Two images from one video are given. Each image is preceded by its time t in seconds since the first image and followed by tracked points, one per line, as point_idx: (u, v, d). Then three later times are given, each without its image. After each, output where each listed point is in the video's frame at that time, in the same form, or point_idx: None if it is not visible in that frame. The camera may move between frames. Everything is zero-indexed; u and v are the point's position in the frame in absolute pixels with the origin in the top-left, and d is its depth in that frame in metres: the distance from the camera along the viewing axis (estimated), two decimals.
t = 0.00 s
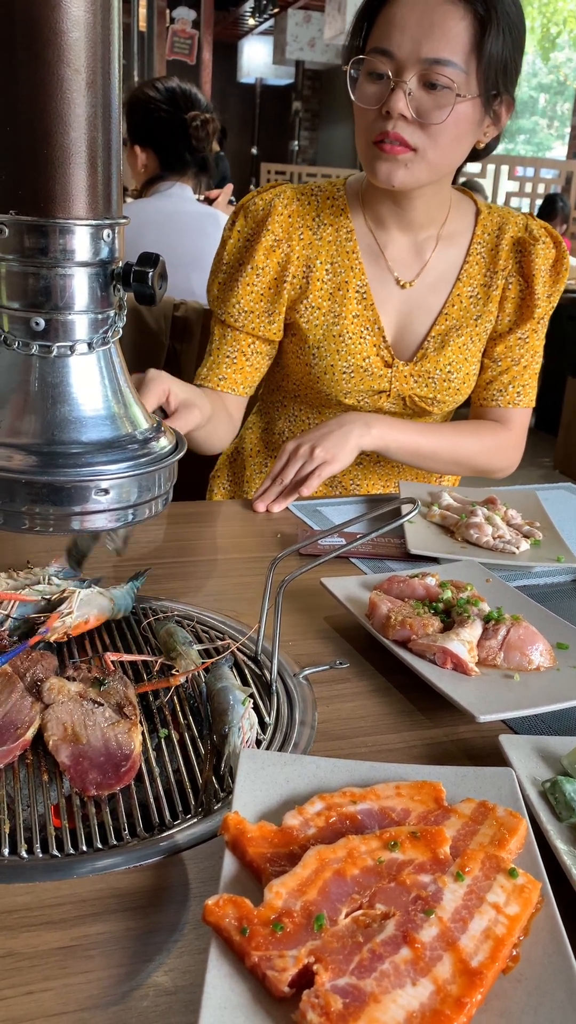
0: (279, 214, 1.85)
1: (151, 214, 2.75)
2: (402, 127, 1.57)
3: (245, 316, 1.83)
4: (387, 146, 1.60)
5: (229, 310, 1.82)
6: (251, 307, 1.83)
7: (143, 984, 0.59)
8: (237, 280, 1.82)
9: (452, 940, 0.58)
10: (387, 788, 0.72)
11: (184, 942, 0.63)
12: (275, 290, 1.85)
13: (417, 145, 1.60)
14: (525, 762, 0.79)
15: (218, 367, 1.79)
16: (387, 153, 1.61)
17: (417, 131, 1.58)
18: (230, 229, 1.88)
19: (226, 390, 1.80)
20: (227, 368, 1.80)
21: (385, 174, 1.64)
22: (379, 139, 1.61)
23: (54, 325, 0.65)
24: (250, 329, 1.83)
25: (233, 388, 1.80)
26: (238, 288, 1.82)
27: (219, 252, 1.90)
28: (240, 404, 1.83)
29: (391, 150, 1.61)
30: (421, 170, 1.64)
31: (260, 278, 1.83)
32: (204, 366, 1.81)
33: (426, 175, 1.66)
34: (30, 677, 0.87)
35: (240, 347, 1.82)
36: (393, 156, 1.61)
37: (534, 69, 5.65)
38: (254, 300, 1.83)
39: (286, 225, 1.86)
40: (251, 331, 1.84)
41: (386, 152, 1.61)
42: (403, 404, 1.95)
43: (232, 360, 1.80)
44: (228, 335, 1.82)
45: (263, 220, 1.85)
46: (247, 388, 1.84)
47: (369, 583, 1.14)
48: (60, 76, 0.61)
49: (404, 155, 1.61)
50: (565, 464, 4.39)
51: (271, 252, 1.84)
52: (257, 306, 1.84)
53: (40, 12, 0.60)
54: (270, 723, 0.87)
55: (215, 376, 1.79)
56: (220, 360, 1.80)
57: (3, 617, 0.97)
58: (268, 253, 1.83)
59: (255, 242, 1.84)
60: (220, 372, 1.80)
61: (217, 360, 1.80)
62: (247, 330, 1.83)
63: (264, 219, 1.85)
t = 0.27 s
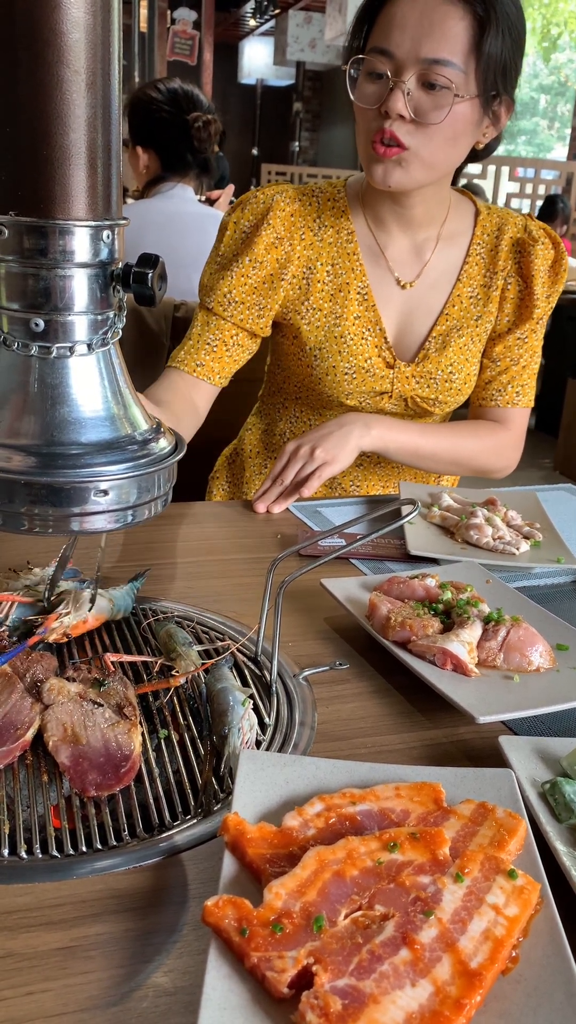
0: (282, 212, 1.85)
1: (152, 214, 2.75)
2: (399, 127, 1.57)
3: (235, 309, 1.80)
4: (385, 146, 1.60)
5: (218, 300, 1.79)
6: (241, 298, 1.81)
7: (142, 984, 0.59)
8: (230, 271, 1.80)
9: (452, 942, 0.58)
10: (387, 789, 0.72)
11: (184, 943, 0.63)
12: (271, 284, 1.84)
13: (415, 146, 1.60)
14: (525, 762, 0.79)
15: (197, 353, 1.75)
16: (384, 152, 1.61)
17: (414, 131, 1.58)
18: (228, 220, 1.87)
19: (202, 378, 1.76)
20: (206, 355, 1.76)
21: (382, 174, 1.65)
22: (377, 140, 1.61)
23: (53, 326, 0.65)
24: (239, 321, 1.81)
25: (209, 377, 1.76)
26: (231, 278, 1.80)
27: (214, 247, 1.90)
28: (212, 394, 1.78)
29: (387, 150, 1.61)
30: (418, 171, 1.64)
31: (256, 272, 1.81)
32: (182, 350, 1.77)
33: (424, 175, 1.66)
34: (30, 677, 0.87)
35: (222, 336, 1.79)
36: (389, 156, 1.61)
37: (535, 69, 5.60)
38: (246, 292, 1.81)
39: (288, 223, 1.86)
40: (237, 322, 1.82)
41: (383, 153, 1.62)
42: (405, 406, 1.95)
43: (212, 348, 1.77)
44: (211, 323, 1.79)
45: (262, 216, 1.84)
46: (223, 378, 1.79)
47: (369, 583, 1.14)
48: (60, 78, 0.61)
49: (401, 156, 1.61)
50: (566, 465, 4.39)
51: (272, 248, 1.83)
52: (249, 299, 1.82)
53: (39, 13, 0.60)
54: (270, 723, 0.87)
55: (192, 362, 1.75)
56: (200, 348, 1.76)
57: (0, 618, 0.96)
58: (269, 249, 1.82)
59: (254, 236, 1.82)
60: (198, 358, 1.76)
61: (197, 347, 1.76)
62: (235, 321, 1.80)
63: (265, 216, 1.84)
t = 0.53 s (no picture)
0: (281, 218, 1.85)
1: (156, 214, 2.75)
2: (404, 130, 1.58)
3: (238, 317, 1.82)
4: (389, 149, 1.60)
5: (222, 309, 1.81)
6: (245, 307, 1.82)
7: (143, 986, 0.59)
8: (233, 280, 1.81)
9: (453, 946, 0.57)
10: (389, 792, 0.72)
11: (185, 945, 0.63)
12: (272, 290, 1.85)
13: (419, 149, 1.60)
14: (527, 767, 0.79)
15: (201, 364, 1.78)
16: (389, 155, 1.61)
17: (419, 135, 1.58)
18: (229, 229, 1.87)
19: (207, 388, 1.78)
20: (210, 366, 1.78)
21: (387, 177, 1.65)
22: (381, 142, 1.61)
23: (57, 326, 0.66)
24: (243, 330, 1.83)
25: (214, 386, 1.77)
26: (234, 287, 1.81)
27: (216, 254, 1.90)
28: (221, 403, 1.81)
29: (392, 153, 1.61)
30: (424, 175, 1.65)
31: (257, 279, 1.82)
32: (188, 364, 1.80)
33: (427, 178, 1.66)
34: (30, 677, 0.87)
35: (227, 346, 1.80)
36: (393, 160, 1.62)
37: (538, 73, 5.70)
38: (249, 301, 1.83)
39: (287, 229, 1.86)
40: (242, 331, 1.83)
41: (387, 157, 1.62)
42: (405, 408, 1.95)
43: (216, 359, 1.79)
44: (216, 334, 1.81)
45: (263, 222, 1.85)
46: (230, 387, 1.81)
47: (371, 586, 1.13)
48: (65, 79, 0.62)
49: (405, 159, 1.61)
50: (567, 469, 4.38)
51: (272, 254, 1.84)
52: (252, 308, 1.83)
53: (45, 14, 0.61)
54: (271, 726, 0.87)
55: (197, 373, 1.77)
56: (204, 359, 1.78)
57: (3, 617, 0.97)
58: (268, 256, 1.83)
59: (254, 243, 1.83)
60: (203, 369, 1.78)
61: (202, 358, 1.79)
62: (239, 329, 1.82)
63: (265, 221, 1.85)
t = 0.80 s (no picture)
0: (292, 228, 1.86)
1: (167, 220, 2.76)
2: (415, 140, 1.58)
3: (250, 328, 1.83)
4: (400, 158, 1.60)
5: (234, 321, 1.82)
6: (257, 318, 1.84)
7: (150, 995, 0.59)
8: (244, 291, 1.83)
9: (461, 960, 0.57)
10: (396, 804, 0.72)
11: (192, 954, 0.63)
12: (284, 300, 1.86)
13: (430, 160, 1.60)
14: (534, 780, 0.79)
15: (213, 375, 1.79)
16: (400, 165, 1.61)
17: (430, 145, 1.58)
18: (241, 239, 1.88)
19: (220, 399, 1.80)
20: (222, 377, 1.80)
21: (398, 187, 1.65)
22: (392, 152, 1.61)
23: (74, 335, 0.68)
24: (255, 341, 1.84)
25: (226, 398, 1.79)
26: (245, 298, 1.82)
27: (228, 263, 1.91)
28: (235, 414, 1.83)
29: (403, 165, 1.61)
30: (435, 187, 1.65)
31: (269, 289, 1.83)
32: (200, 377, 1.81)
33: (438, 189, 1.66)
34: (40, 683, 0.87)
35: (238, 358, 1.82)
36: (405, 170, 1.62)
37: (549, 81, 5.55)
38: (261, 311, 1.84)
39: (298, 238, 1.86)
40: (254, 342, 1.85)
41: (399, 170, 1.63)
42: (414, 418, 1.95)
43: (228, 369, 1.80)
44: (228, 345, 1.83)
45: (274, 233, 1.85)
46: (243, 397, 1.82)
47: (379, 596, 1.14)
48: (87, 89, 0.63)
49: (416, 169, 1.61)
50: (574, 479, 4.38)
51: (283, 264, 1.85)
52: (264, 318, 1.84)
53: (68, 25, 0.61)
54: (278, 735, 0.87)
55: (208, 384, 1.79)
56: (215, 372, 1.80)
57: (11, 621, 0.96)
58: (279, 266, 1.84)
59: (266, 254, 1.84)
60: (214, 380, 1.80)
61: (213, 369, 1.80)
62: (251, 340, 1.83)
63: (276, 232, 1.85)
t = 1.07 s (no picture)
0: (321, 247, 1.87)
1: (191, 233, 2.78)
2: (448, 158, 1.59)
3: (278, 345, 1.84)
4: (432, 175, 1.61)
5: (262, 338, 1.83)
6: (284, 335, 1.84)
7: (183, 1014, 0.60)
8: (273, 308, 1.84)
9: (493, 986, 0.58)
10: (426, 826, 0.72)
11: (224, 973, 0.63)
12: (312, 319, 1.87)
13: (461, 178, 1.61)
14: (562, 805, 0.80)
15: (238, 390, 1.80)
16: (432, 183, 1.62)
17: (461, 163, 1.59)
18: (269, 257, 1.90)
19: (245, 415, 1.80)
20: (247, 392, 1.80)
21: (428, 207, 1.66)
22: (424, 170, 1.63)
23: (116, 356, 0.70)
24: (282, 359, 1.85)
25: (251, 413, 1.80)
26: (274, 315, 1.84)
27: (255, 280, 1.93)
28: (258, 430, 1.83)
29: (434, 182, 1.63)
30: (465, 204, 1.66)
31: (297, 308, 1.85)
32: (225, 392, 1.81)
33: (468, 208, 1.67)
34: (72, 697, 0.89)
35: (264, 373, 1.82)
36: (435, 188, 1.63)
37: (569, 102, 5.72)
38: (288, 329, 1.85)
39: (327, 258, 1.88)
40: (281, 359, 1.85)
41: (430, 186, 1.63)
42: (439, 436, 1.97)
43: (253, 385, 1.81)
44: (255, 361, 1.83)
45: (303, 252, 1.87)
46: (267, 414, 1.83)
47: (405, 615, 1.14)
48: (137, 115, 0.64)
49: (447, 187, 1.62)
50: None
51: (311, 282, 1.86)
52: (291, 335, 1.85)
53: (120, 52, 0.63)
54: (305, 754, 0.88)
55: (234, 399, 1.79)
56: (241, 387, 1.80)
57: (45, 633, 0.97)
58: (308, 284, 1.85)
59: (295, 272, 1.85)
60: (240, 396, 1.80)
61: (239, 384, 1.81)
62: (278, 359, 1.84)
63: (305, 250, 1.87)
